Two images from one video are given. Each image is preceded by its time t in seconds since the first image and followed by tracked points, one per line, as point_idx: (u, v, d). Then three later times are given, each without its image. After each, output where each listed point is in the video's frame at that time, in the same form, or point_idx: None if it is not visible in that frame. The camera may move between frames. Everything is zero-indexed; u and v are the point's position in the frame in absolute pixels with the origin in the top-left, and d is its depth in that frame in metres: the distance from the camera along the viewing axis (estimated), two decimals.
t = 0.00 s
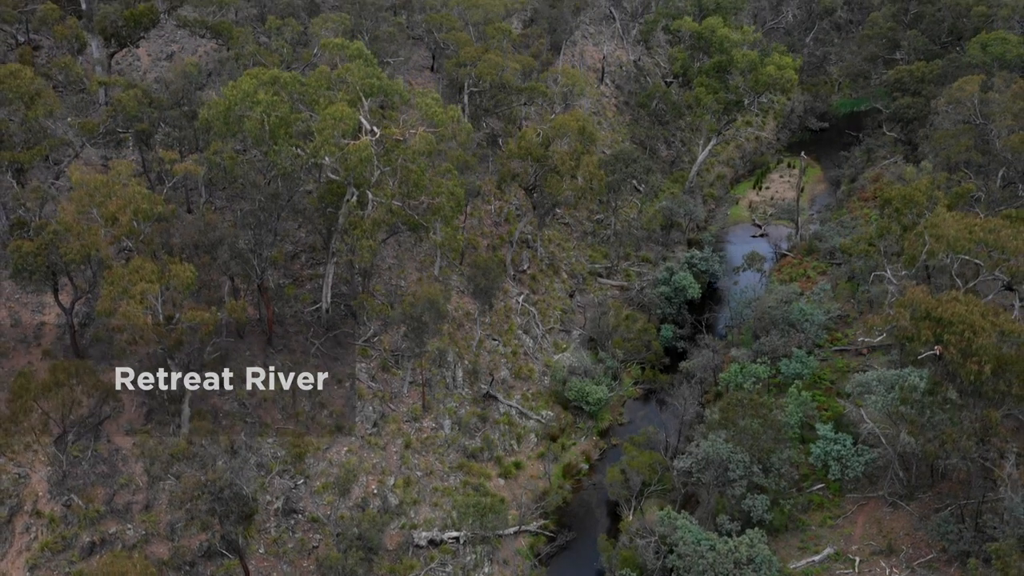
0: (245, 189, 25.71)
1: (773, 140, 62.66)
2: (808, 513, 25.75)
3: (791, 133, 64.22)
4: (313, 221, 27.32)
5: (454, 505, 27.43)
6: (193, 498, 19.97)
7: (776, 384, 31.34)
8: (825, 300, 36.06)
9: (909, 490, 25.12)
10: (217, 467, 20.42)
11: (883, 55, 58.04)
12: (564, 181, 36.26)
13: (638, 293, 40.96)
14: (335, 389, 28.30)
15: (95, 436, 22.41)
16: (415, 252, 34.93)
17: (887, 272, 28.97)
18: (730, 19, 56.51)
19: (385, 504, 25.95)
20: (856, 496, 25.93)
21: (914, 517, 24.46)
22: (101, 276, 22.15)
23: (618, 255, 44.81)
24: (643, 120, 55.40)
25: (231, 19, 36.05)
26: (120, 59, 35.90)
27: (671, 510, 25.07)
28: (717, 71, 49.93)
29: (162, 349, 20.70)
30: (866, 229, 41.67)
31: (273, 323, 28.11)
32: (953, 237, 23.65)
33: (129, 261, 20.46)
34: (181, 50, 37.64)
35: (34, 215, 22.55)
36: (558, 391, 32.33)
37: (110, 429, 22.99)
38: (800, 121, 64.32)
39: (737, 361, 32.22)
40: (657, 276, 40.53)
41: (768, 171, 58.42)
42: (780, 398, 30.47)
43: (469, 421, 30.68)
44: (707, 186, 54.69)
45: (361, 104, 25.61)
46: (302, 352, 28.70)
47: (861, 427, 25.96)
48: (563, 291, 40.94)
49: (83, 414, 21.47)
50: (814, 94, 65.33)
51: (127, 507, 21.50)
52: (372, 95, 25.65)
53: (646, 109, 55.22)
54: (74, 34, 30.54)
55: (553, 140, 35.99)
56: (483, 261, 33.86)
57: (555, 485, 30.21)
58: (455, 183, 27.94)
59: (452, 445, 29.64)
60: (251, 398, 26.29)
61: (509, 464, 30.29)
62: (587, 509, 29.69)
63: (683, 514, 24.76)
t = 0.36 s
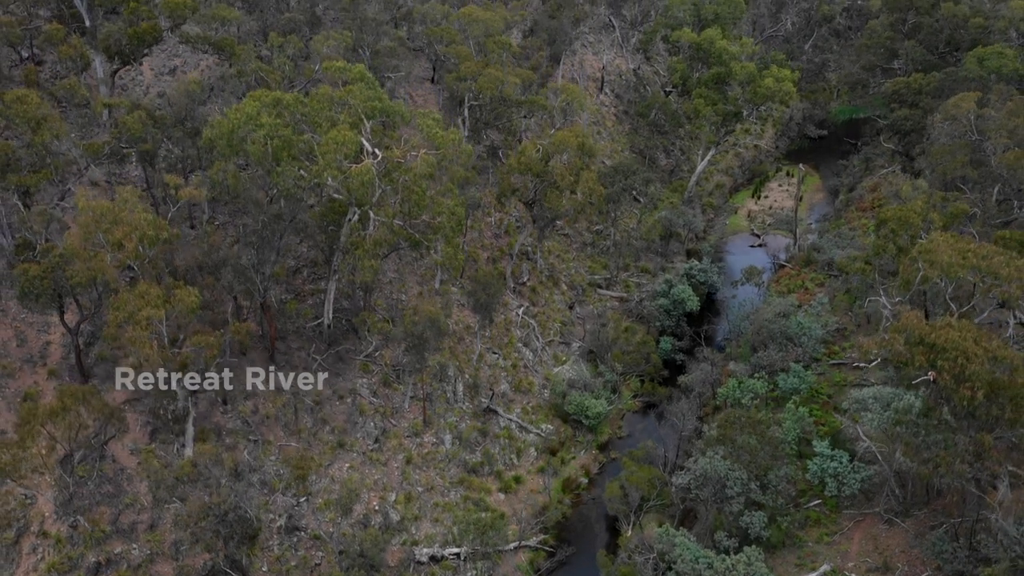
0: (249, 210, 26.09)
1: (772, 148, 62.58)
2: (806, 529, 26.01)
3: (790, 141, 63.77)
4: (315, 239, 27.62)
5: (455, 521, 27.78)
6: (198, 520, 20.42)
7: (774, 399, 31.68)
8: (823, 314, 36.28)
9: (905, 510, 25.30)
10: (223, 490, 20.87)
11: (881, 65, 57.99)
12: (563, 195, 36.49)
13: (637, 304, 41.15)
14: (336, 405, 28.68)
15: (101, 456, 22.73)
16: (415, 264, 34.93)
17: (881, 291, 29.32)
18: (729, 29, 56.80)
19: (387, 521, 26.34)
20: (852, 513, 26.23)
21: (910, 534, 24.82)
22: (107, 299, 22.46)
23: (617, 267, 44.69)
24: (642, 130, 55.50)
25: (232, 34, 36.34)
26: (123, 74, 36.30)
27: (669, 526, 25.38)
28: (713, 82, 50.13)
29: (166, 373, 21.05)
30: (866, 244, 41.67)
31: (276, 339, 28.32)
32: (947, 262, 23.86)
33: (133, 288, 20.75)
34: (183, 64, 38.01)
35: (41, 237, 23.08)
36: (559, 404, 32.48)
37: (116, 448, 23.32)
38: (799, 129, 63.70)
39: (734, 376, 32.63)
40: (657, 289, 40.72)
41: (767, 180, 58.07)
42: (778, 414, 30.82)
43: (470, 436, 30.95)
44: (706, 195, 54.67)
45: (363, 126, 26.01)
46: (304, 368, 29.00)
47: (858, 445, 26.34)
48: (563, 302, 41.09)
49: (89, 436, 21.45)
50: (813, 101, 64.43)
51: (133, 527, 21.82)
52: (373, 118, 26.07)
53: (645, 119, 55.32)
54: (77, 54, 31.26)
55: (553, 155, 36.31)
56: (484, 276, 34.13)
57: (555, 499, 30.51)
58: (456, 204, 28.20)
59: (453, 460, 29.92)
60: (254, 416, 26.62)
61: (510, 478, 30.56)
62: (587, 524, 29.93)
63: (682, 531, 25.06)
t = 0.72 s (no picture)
0: (252, 232, 26.39)
1: (771, 157, 62.36)
2: (802, 546, 26.35)
3: (790, 149, 63.27)
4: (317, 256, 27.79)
5: (455, 536, 28.09)
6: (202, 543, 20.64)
7: (772, 413, 31.91)
8: (820, 326, 36.16)
9: (902, 529, 25.36)
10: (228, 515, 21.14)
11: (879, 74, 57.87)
12: (563, 211, 36.79)
13: (637, 316, 41.24)
14: (338, 421, 28.91)
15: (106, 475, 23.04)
16: (416, 277, 34.78)
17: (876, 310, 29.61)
18: (728, 39, 57.00)
19: (389, 538, 26.65)
20: (849, 529, 26.61)
21: (905, 551, 25.20)
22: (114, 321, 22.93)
23: (616, 279, 44.54)
24: (641, 140, 55.58)
25: (234, 49, 36.65)
26: (126, 89, 36.65)
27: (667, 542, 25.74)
28: (713, 93, 50.09)
29: (171, 396, 21.47)
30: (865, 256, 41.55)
31: (278, 355, 28.49)
32: (941, 287, 24.32)
33: (138, 312, 21.14)
34: (186, 78, 38.36)
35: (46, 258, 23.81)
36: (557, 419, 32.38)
37: (120, 467, 23.59)
38: (798, 136, 63.16)
39: (732, 391, 32.89)
40: (657, 302, 40.75)
41: (767, 189, 58.29)
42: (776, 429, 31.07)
43: (471, 450, 31.20)
44: (706, 204, 54.19)
45: (364, 148, 26.36)
46: (306, 384, 29.22)
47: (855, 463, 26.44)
48: (564, 314, 41.08)
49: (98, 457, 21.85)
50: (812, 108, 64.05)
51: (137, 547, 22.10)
52: (375, 140, 26.53)
53: (644, 129, 55.38)
54: (82, 73, 31.78)
55: (553, 171, 36.54)
56: (483, 292, 34.28)
57: (555, 514, 30.82)
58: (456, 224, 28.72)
59: (453, 475, 30.15)
60: (257, 432, 26.86)
61: (510, 492, 30.82)
62: (586, 539, 30.20)
63: (680, 547, 25.35)
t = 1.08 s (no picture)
0: (253, 249, 26.41)
1: (768, 164, 58.61)
2: (800, 561, 26.49)
3: (787, 157, 58.93)
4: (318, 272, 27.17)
5: (456, 551, 28.37)
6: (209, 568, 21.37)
7: (769, 427, 32.27)
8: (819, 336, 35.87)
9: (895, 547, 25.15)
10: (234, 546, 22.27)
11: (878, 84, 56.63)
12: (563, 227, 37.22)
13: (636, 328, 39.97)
14: (340, 437, 29.19)
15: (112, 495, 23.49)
16: (415, 292, 33.74)
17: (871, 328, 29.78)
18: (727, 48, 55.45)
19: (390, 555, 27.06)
20: (846, 544, 26.85)
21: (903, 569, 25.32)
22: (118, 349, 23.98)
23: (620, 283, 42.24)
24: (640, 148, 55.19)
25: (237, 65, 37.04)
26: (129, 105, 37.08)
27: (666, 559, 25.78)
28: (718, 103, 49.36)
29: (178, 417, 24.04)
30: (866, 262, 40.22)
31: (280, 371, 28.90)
32: (936, 311, 25.99)
33: (144, 335, 23.18)
34: (187, 92, 38.66)
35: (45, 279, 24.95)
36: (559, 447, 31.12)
37: (125, 486, 24.18)
38: (796, 143, 58.93)
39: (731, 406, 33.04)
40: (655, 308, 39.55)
41: (767, 197, 55.08)
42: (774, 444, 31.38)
43: (471, 463, 31.31)
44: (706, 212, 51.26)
45: (366, 168, 27.07)
46: (308, 400, 29.45)
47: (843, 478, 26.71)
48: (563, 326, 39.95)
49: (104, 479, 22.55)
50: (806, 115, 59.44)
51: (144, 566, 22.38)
52: (376, 160, 27.51)
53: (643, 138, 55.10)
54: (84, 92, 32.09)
55: (552, 185, 37.40)
56: (483, 307, 34.23)
57: (554, 528, 31.02)
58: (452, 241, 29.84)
59: (454, 489, 30.31)
60: (260, 450, 27.24)
61: (510, 506, 30.97)
62: (587, 554, 30.35)
63: (678, 563, 25.49)
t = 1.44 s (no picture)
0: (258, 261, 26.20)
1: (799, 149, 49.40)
2: None
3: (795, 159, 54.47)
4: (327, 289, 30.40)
5: (456, 567, 26.16)
6: None
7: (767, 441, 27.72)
8: (823, 343, 29.32)
9: (892, 562, 22.40)
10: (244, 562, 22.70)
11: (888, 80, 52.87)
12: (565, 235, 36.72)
13: (641, 338, 31.82)
14: (341, 452, 28.45)
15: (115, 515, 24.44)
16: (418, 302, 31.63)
17: (882, 334, 28.46)
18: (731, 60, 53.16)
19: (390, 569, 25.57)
20: (843, 562, 23.30)
21: None
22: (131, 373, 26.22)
23: (616, 281, 33.51)
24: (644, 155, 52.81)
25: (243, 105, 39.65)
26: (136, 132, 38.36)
27: None
28: (725, 98, 45.87)
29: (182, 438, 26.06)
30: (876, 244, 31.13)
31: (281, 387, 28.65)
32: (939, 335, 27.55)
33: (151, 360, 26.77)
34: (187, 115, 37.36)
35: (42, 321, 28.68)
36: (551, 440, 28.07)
37: (128, 506, 25.08)
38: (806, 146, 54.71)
39: (727, 419, 28.81)
40: (654, 307, 31.83)
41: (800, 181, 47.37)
42: (773, 459, 26.88)
43: (471, 476, 28.87)
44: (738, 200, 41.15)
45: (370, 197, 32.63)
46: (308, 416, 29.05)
47: (832, 494, 24.25)
48: (552, 339, 32.78)
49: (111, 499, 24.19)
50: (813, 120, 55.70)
51: None
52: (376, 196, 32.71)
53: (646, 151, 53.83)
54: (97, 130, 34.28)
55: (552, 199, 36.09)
56: (486, 317, 32.19)
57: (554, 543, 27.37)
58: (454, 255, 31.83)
59: (453, 504, 28.07)
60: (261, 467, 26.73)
61: (510, 519, 27.83)
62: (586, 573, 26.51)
63: None
